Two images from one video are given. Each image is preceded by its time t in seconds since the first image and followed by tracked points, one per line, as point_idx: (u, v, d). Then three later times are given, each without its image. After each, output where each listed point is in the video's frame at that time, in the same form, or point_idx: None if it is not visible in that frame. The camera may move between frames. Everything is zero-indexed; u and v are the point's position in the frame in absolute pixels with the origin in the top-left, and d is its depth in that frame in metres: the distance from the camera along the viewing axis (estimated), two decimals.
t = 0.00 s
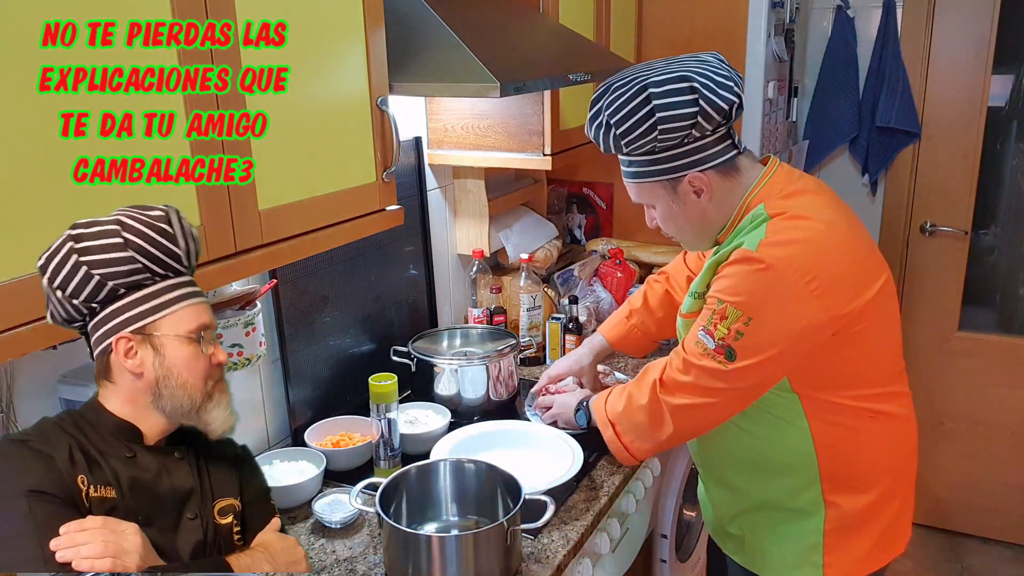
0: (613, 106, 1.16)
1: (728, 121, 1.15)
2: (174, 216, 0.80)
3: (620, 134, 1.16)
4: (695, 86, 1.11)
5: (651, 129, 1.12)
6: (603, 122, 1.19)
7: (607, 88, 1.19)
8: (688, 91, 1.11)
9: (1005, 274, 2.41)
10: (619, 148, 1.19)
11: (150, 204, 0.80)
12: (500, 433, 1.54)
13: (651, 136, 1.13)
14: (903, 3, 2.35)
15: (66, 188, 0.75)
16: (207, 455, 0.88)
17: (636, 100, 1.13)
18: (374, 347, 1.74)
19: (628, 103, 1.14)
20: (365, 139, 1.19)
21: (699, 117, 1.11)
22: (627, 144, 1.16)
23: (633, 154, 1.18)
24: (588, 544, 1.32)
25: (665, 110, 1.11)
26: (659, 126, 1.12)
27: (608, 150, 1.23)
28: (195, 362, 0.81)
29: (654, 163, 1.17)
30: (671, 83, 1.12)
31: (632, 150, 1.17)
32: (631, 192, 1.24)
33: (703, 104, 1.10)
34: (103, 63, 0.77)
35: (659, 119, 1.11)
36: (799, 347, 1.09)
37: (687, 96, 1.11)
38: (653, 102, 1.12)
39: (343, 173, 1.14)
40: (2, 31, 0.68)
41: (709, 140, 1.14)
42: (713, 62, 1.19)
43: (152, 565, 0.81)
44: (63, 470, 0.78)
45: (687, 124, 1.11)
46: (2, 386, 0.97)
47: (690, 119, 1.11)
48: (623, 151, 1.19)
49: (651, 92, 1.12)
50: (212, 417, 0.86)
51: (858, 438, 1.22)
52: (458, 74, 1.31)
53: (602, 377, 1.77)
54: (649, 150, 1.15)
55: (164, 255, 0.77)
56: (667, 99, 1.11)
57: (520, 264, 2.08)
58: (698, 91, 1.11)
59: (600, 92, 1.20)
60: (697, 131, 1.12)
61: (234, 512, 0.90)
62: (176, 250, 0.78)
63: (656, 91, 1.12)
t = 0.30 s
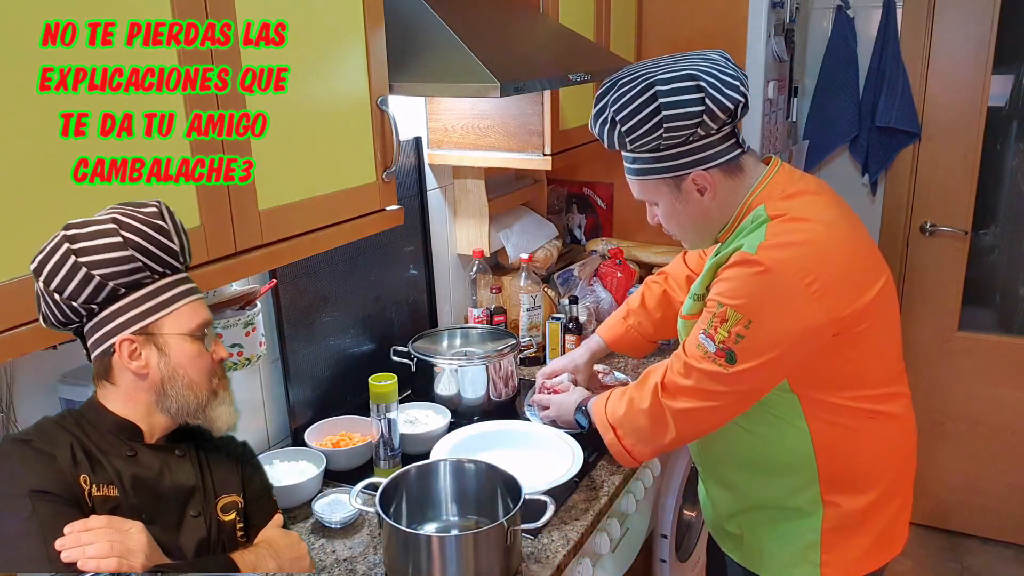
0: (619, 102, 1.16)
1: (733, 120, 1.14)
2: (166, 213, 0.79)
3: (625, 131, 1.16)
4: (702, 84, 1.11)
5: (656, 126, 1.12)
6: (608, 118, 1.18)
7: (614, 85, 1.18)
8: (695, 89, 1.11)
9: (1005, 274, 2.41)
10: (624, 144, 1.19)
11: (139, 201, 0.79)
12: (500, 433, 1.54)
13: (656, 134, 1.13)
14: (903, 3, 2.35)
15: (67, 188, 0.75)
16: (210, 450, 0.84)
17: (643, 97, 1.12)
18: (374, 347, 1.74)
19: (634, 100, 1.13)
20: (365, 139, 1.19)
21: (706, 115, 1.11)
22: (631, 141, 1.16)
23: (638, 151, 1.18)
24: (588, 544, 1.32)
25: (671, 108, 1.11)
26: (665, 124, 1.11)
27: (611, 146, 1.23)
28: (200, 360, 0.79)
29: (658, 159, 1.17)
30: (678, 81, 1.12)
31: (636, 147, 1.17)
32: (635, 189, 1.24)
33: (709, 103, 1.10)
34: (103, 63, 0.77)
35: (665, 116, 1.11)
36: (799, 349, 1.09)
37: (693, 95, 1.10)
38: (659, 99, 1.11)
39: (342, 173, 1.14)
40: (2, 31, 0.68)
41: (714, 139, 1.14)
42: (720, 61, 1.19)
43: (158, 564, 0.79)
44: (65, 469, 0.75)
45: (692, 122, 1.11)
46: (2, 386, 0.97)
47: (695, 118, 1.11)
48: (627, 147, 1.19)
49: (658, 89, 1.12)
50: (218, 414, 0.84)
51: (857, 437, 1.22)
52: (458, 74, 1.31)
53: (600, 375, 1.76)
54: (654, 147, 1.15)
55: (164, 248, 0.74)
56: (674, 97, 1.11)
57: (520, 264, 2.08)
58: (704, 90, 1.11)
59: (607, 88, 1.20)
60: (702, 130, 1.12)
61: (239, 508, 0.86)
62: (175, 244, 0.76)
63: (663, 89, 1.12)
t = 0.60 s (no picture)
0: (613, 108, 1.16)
1: (726, 121, 1.14)
2: (187, 223, 0.81)
3: (618, 135, 1.17)
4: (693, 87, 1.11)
5: (648, 130, 1.12)
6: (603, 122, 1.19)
7: (607, 90, 1.19)
8: (687, 92, 1.11)
9: (1005, 274, 2.41)
10: (619, 148, 1.19)
11: (161, 210, 0.81)
12: (501, 433, 1.54)
13: (648, 137, 1.13)
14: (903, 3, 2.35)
15: (67, 188, 0.75)
16: (210, 454, 0.85)
17: (635, 101, 1.13)
18: (374, 347, 1.74)
19: (626, 104, 1.14)
20: (365, 139, 1.19)
21: (698, 117, 1.11)
22: (624, 144, 1.17)
23: (632, 155, 1.18)
24: (588, 544, 1.32)
25: (662, 111, 1.11)
26: (657, 127, 1.11)
27: (607, 150, 1.24)
28: (208, 377, 0.81)
29: (653, 163, 1.17)
30: (670, 84, 1.12)
31: (629, 151, 1.17)
32: (630, 191, 1.24)
33: (700, 105, 1.10)
34: (103, 63, 0.77)
35: (657, 120, 1.11)
36: (796, 350, 1.09)
37: (685, 98, 1.11)
38: (651, 103, 1.12)
39: (342, 173, 1.14)
40: (2, 31, 0.68)
41: (708, 140, 1.14)
42: (712, 62, 1.18)
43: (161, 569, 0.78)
44: (67, 476, 0.75)
45: (684, 125, 1.11)
46: (2, 386, 0.97)
47: (688, 120, 1.11)
48: (621, 152, 1.20)
49: (649, 93, 1.12)
50: (223, 431, 0.86)
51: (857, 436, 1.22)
52: (458, 74, 1.31)
53: (601, 374, 1.76)
54: (648, 151, 1.16)
55: (178, 265, 0.76)
56: (665, 101, 1.11)
57: (520, 264, 2.08)
58: (696, 92, 1.10)
59: (600, 94, 1.20)
60: (695, 132, 1.12)
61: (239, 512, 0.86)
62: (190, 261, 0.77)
63: (654, 92, 1.12)
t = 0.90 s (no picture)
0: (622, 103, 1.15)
1: (735, 118, 1.14)
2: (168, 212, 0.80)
3: (627, 131, 1.15)
4: (705, 83, 1.11)
5: (660, 126, 1.11)
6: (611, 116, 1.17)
7: (615, 84, 1.17)
8: (699, 87, 1.10)
9: (1005, 274, 2.41)
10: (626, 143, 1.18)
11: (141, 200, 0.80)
12: (501, 432, 1.54)
13: (658, 133, 1.12)
14: (904, 3, 2.35)
15: (66, 188, 0.75)
16: (210, 450, 0.85)
17: (646, 95, 1.12)
18: (374, 347, 1.74)
19: (637, 98, 1.12)
20: (365, 139, 1.19)
21: (710, 114, 1.11)
22: (633, 139, 1.15)
23: (640, 150, 1.17)
24: (588, 544, 1.32)
25: (675, 107, 1.10)
26: (669, 123, 1.11)
27: (611, 144, 1.22)
28: (200, 362, 0.81)
29: (660, 158, 1.16)
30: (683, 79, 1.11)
31: (638, 146, 1.16)
32: (634, 187, 1.23)
33: (714, 101, 1.10)
34: (103, 63, 0.77)
35: (669, 116, 1.10)
36: (797, 352, 1.09)
37: (698, 93, 1.10)
38: (663, 99, 1.10)
39: (343, 173, 1.14)
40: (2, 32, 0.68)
41: (716, 137, 1.14)
42: (720, 56, 1.18)
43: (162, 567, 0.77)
44: (66, 475, 0.75)
45: (697, 121, 1.11)
46: (2, 386, 0.97)
47: (700, 116, 1.10)
48: (628, 146, 1.19)
49: (661, 88, 1.11)
50: (219, 416, 0.85)
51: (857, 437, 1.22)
52: (458, 74, 1.31)
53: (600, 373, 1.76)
54: (656, 146, 1.15)
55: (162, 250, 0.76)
56: (678, 96, 1.10)
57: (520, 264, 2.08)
58: (708, 88, 1.10)
59: (607, 88, 1.19)
60: (706, 127, 1.12)
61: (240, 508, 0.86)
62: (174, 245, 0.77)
63: (666, 87, 1.11)
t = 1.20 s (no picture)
0: (641, 97, 1.13)
1: (753, 115, 1.13)
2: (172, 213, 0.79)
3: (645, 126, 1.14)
4: (726, 80, 1.09)
5: (678, 122, 1.10)
6: (629, 110, 1.16)
7: (634, 76, 1.15)
8: (720, 84, 1.09)
9: (1005, 274, 2.41)
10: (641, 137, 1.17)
11: (145, 201, 0.79)
12: (501, 432, 1.54)
13: (676, 128, 1.11)
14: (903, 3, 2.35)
15: (66, 188, 0.75)
16: (208, 454, 0.87)
17: (666, 90, 1.10)
18: (374, 347, 1.74)
19: (657, 92, 1.11)
20: (365, 139, 1.19)
21: (729, 112, 1.10)
22: (650, 133, 1.14)
23: (655, 144, 1.16)
24: (588, 544, 1.32)
25: (695, 103, 1.09)
26: (687, 119, 1.10)
27: (624, 137, 1.21)
28: (200, 366, 0.82)
29: (676, 153, 1.15)
30: (705, 75, 1.09)
31: (654, 140, 1.15)
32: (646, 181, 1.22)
33: (734, 99, 1.09)
34: (103, 63, 0.77)
35: (687, 113, 1.09)
36: (805, 358, 1.09)
37: (719, 90, 1.09)
38: (683, 95, 1.09)
39: (343, 172, 1.14)
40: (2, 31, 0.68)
41: (732, 134, 1.14)
42: (737, 47, 1.16)
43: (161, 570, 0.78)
44: (65, 480, 0.76)
45: (715, 118, 1.10)
46: (2, 386, 0.97)
47: (719, 114, 1.09)
48: (643, 139, 1.18)
49: (682, 83, 1.10)
50: (218, 421, 0.86)
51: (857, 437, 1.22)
52: (458, 74, 1.31)
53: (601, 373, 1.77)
54: (671, 142, 1.14)
55: (166, 254, 0.76)
56: (698, 93, 1.09)
57: (520, 263, 2.09)
58: (730, 85, 1.09)
59: (625, 80, 1.17)
60: (723, 125, 1.11)
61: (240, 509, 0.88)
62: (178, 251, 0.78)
63: (686, 83, 1.10)
